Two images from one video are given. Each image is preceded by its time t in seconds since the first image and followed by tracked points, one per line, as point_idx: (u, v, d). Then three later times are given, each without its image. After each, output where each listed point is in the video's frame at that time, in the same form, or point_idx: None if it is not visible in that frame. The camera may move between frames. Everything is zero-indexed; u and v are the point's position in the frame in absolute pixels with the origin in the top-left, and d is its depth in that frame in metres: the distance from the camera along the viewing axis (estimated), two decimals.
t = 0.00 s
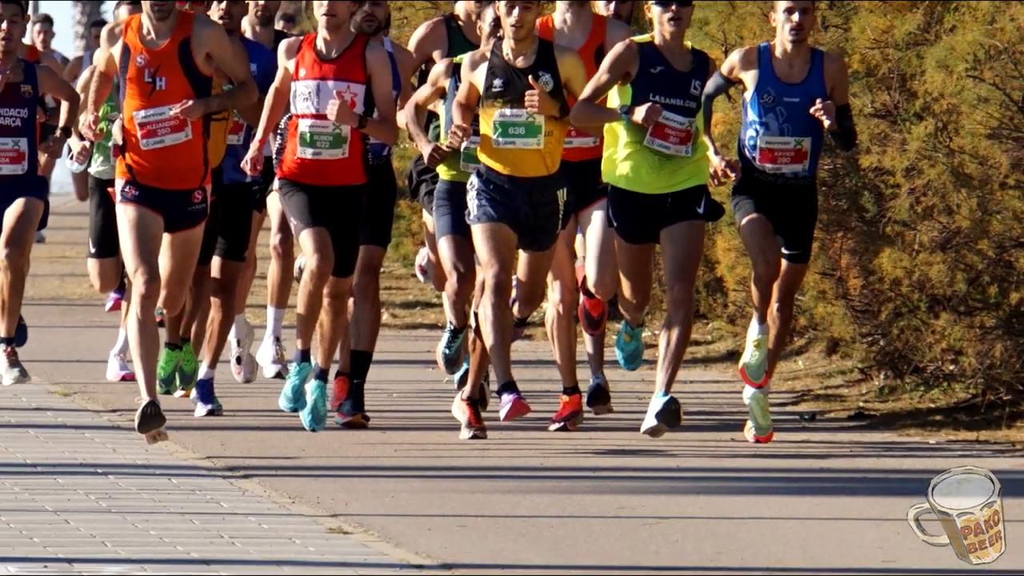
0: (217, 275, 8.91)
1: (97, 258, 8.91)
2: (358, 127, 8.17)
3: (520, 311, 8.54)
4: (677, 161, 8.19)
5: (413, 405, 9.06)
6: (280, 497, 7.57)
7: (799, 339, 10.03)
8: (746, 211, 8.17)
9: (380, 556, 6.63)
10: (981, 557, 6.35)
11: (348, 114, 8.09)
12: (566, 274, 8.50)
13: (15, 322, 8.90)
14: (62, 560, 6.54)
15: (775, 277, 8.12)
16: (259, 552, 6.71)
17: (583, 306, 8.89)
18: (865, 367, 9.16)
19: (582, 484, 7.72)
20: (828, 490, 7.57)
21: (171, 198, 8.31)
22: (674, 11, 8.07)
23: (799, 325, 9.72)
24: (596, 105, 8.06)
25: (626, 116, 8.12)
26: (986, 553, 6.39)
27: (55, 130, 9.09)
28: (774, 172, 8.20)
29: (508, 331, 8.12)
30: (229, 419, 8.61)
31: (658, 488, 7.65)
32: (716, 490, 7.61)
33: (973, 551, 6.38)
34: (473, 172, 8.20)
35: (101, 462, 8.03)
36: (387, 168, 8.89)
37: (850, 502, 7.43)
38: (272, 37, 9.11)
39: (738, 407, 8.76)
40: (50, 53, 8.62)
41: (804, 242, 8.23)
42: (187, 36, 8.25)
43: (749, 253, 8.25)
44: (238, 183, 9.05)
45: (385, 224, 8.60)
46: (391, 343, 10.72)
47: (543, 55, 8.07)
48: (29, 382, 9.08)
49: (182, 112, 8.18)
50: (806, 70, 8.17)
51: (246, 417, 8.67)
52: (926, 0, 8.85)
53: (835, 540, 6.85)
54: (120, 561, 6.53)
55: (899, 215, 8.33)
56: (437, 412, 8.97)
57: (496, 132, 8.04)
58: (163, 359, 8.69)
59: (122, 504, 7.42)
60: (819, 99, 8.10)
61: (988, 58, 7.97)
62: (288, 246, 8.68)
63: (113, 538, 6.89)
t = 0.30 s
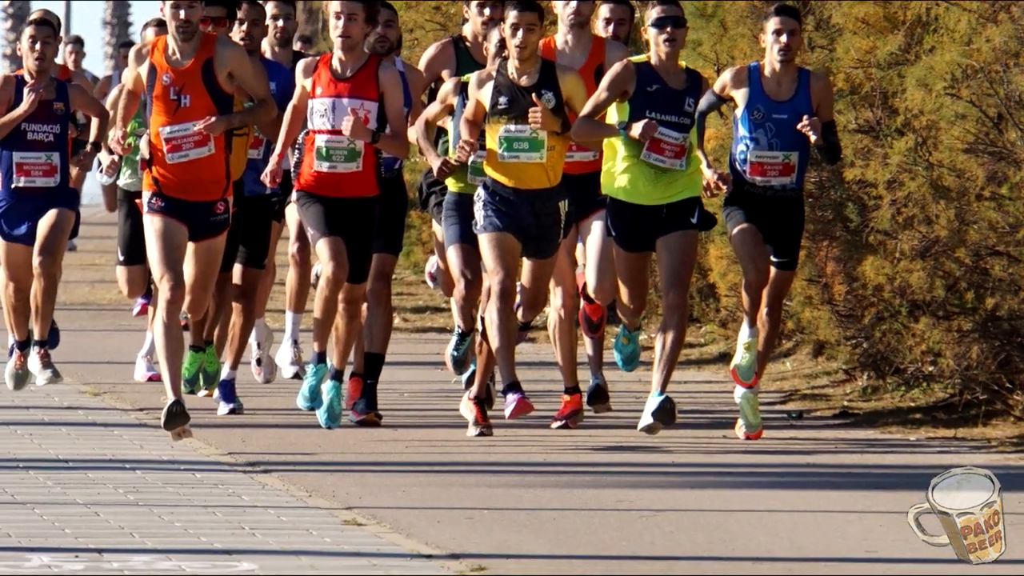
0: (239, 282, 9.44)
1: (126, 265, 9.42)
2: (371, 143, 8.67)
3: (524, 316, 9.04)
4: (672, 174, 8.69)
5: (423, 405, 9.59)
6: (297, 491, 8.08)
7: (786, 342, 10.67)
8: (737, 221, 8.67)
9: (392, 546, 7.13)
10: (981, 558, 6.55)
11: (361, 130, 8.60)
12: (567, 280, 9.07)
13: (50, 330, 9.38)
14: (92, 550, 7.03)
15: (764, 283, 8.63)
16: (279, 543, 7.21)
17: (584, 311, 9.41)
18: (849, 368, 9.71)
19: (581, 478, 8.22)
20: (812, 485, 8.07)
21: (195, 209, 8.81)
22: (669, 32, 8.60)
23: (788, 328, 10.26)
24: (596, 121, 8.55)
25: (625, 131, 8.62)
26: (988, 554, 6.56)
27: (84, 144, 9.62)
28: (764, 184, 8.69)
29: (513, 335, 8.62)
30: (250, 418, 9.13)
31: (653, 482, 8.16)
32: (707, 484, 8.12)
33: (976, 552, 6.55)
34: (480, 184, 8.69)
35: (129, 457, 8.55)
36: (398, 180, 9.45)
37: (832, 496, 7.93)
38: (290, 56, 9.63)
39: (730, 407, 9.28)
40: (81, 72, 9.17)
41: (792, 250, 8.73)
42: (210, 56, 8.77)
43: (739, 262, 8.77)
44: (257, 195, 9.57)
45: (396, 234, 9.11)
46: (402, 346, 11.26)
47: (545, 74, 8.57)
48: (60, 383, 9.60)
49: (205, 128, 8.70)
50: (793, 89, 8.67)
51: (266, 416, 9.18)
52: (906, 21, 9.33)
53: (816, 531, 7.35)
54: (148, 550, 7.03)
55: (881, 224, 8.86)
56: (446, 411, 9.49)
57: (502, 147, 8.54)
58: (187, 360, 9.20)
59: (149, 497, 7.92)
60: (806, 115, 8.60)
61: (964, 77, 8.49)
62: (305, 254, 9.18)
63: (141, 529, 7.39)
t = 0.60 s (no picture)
0: (258, 288, 9.97)
1: (151, 272, 9.97)
2: (383, 156, 9.14)
3: (528, 320, 9.54)
4: (667, 186, 9.17)
5: (432, 404, 10.10)
6: (313, 485, 8.58)
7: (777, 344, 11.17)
8: (728, 231, 9.17)
9: (403, 538, 7.63)
10: (981, 557, 7.01)
11: (374, 144, 9.08)
12: (569, 286, 9.60)
13: (80, 334, 9.88)
14: (120, 541, 7.53)
15: (754, 288, 9.13)
16: (296, 534, 7.71)
17: (584, 315, 9.94)
18: (835, 370, 10.26)
19: (581, 473, 8.73)
20: (799, 480, 8.58)
21: (216, 219, 9.32)
22: (665, 52, 9.10)
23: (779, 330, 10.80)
24: (595, 135, 9.04)
25: (623, 145, 9.14)
26: (986, 553, 7.06)
27: (111, 157, 10.14)
28: (754, 196, 9.19)
29: (517, 337, 9.12)
30: (268, 417, 9.64)
31: (648, 476, 8.67)
32: (700, 479, 8.63)
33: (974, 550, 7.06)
34: (486, 195, 9.18)
35: (154, 454, 9.06)
36: (408, 192, 10.01)
37: (817, 490, 8.43)
38: (306, 75, 10.15)
39: (722, 406, 9.80)
40: (109, 89, 9.67)
41: (781, 258, 9.22)
42: (230, 74, 9.29)
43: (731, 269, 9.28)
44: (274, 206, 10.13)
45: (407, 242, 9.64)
46: (411, 348, 11.79)
47: (548, 92, 9.06)
48: (88, 384, 10.13)
49: (226, 142, 9.21)
50: (782, 105, 9.15)
51: (283, 414, 9.70)
52: (889, 41, 9.79)
53: (800, 524, 7.84)
54: (172, 541, 7.53)
55: (866, 233, 9.43)
56: (454, 411, 10.01)
57: (507, 160, 9.01)
58: (209, 362, 9.71)
59: (173, 491, 8.43)
60: (794, 130, 9.09)
61: (944, 94, 8.98)
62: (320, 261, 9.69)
63: (165, 522, 7.89)
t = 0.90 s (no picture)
0: (275, 292, 10.49)
1: (173, 277, 10.48)
2: (394, 167, 9.64)
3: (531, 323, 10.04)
4: (663, 198, 9.69)
5: (440, 404, 10.62)
6: (328, 480, 9.09)
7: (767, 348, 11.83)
8: (721, 239, 9.67)
9: (413, 530, 8.13)
10: (981, 557, 7.42)
11: (385, 156, 9.57)
12: (569, 291, 10.09)
13: (107, 337, 10.39)
14: (145, 534, 8.03)
15: (745, 293, 9.62)
16: (311, 527, 8.21)
17: (584, 319, 10.44)
18: (823, 370, 10.81)
19: (580, 469, 9.24)
20: (787, 476, 9.08)
21: (235, 228, 9.82)
22: (661, 69, 9.61)
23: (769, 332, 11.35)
24: (595, 148, 9.53)
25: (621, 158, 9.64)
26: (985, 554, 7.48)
27: (135, 168, 10.65)
28: (746, 206, 9.69)
29: (521, 340, 9.62)
30: (284, 415, 10.16)
31: (644, 472, 9.18)
32: (693, 474, 9.13)
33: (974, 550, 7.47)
34: (491, 205, 9.68)
35: (176, 450, 9.57)
36: (417, 202, 10.53)
37: (804, 485, 8.93)
38: (321, 91, 10.67)
39: (715, 405, 10.32)
40: (134, 104, 10.18)
41: (771, 264, 9.72)
42: (249, 90, 9.79)
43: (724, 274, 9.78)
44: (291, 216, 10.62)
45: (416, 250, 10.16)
46: (420, 350, 12.32)
47: (550, 107, 9.56)
48: (113, 384, 10.66)
49: (245, 155, 9.71)
50: (773, 119, 9.66)
51: (298, 413, 10.22)
52: (872, 58, 10.14)
53: (787, 517, 8.34)
54: (194, 534, 8.03)
55: (852, 241, 9.97)
56: (461, 410, 10.52)
57: (511, 172, 9.51)
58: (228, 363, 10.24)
59: (195, 486, 8.94)
60: (783, 143, 9.59)
61: (925, 109, 9.51)
62: (334, 267, 10.19)
63: (188, 515, 8.39)
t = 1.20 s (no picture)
0: (290, 297, 11.02)
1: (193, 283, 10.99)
2: (403, 178, 10.15)
3: (534, 326, 10.54)
4: (659, 207, 10.19)
5: (447, 403, 11.13)
6: (341, 474, 9.59)
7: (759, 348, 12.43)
8: (714, 246, 10.19)
9: (421, 523, 8.63)
10: (981, 557, 7.75)
11: (394, 168, 10.10)
12: (570, 294, 10.59)
13: (131, 338, 10.91)
14: (166, 526, 8.52)
15: (737, 297, 10.13)
16: (325, 520, 8.70)
17: (585, 322, 10.95)
18: (811, 372, 11.36)
19: (581, 464, 9.74)
20: (776, 472, 9.58)
21: (253, 236, 10.32)
22: (658, 85, 10.09)
23: (760, 334, 11.89)
24: (595, 160, 10.02)
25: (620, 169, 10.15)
26: (985, 554, 7.82)
27: (158, 179, 11.16)
28: (738, 215, 10.18)
29: (524, 342, 10.11)
30: (299, 414, 10.67)
31: (641, 467, 9.68)
32: (687, 470, 9.64)
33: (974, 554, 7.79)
34: (497, 214, 10.17)
35: (195, 447, 10.08)
36: (426, 212, 11.06)
37: (793, 480, 9.43)
38: (335, 105, 11.19)
39: (710, 404, 10.84)
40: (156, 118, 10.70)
41: (762, 270, 10.20)
42: (266, 105, 10.29)
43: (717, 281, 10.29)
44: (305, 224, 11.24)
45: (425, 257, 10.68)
46: (428, 352, 12.84)
47: (552, 121, 10.07)
48: (135, 383, 11.18)
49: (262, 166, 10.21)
50: (763, 133, 10.17)
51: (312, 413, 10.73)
52: (858, 75, 10.66)
53: (775, 511, 8.83)
54: (214, 527, 8.53)
55: (839, 249, 10.51)
56: (468, 409, 11.04)
57: (514, 182, 10.00)
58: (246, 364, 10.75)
59: (214, 481, 9.45)
60: (774, 155, 10.08)
61: (909, 123, 10.07)
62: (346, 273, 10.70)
63: (207, 509, 8.89)
